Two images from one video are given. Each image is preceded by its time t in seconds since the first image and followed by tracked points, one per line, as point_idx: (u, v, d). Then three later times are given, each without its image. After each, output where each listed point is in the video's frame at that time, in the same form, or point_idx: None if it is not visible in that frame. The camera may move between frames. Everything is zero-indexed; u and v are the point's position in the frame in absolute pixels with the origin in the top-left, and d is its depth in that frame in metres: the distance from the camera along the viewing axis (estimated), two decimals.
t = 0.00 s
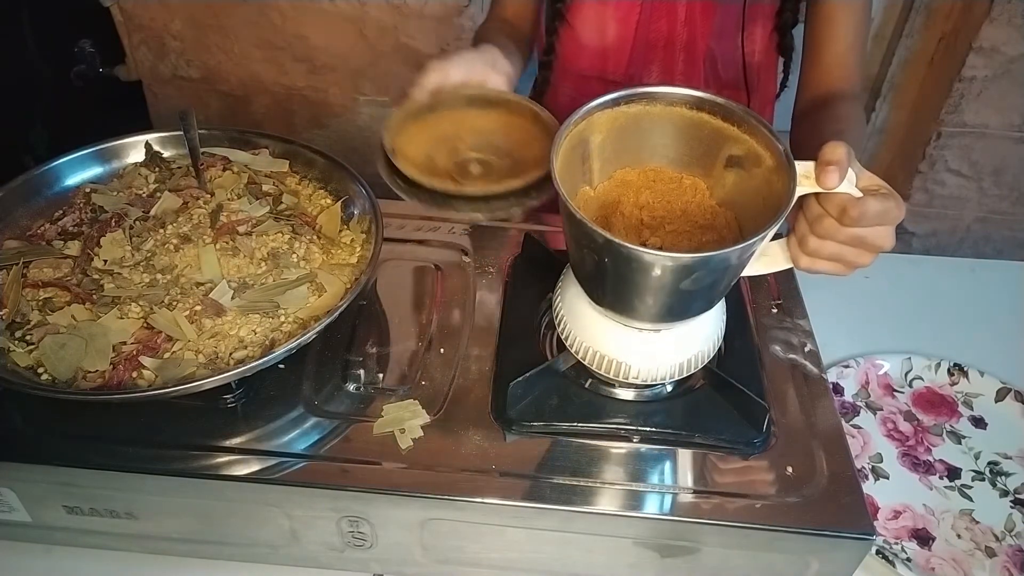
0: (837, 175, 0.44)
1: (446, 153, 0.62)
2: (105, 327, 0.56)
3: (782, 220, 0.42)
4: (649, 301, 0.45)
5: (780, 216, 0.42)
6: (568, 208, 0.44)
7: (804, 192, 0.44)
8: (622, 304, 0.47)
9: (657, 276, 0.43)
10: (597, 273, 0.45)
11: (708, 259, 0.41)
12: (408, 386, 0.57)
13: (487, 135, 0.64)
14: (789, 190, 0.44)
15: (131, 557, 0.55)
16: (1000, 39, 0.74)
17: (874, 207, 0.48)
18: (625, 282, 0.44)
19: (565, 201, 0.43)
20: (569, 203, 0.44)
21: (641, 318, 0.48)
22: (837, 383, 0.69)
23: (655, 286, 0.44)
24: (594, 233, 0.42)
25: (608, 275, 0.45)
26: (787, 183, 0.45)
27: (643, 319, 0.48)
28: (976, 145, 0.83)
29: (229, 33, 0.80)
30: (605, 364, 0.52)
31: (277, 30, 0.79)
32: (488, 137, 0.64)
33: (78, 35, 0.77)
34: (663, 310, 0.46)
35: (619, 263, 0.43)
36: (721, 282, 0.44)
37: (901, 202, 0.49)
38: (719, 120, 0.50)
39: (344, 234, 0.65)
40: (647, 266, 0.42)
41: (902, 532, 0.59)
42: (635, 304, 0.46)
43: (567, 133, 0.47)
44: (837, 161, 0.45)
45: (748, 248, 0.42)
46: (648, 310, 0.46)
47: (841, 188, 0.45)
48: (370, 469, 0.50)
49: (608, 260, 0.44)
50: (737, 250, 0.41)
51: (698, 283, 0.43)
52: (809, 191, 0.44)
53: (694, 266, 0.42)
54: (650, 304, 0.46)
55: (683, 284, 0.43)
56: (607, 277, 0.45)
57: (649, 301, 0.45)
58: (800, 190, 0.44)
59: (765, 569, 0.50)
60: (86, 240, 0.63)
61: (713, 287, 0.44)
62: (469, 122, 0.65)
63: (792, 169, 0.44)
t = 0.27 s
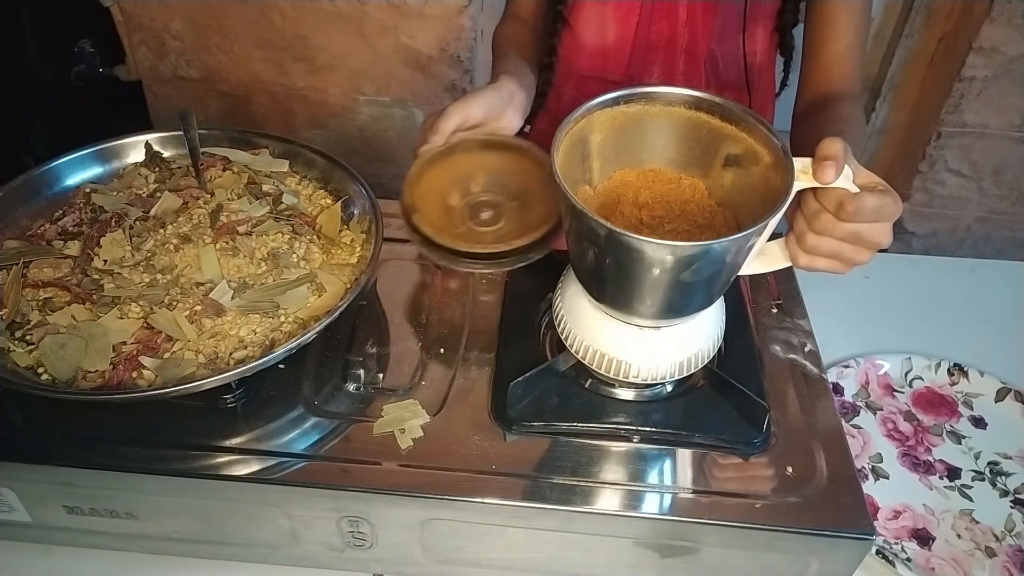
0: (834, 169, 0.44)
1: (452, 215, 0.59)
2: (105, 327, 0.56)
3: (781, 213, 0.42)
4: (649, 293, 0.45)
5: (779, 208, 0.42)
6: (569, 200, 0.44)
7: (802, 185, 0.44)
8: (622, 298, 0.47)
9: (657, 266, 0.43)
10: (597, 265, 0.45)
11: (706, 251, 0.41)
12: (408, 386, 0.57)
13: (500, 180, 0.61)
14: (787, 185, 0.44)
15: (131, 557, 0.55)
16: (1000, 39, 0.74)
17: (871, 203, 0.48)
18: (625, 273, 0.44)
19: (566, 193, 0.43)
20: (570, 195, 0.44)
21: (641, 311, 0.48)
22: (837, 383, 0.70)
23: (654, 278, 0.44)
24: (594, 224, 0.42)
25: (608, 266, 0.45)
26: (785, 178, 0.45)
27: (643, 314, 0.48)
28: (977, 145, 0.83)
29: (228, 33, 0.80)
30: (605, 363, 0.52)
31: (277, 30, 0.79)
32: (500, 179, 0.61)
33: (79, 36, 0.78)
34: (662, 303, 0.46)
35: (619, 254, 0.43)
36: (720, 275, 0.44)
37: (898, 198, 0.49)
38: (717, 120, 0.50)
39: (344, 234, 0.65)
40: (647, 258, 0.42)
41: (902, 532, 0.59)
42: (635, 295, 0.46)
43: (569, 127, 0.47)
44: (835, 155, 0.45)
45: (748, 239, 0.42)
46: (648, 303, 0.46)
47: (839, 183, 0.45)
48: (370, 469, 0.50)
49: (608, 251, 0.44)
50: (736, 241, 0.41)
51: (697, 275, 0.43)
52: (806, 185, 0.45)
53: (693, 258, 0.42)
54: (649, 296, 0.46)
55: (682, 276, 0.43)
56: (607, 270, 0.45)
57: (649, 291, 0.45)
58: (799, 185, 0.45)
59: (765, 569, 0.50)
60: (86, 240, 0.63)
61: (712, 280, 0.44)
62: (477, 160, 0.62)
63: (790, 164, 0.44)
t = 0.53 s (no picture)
0: (832, 167, 0.44)
1: (415, 241, 0.65)
2: (105, 327, 0.56)
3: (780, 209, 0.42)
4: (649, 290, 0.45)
5: (778, 205, 0.43)
6: (569, 198, 0.44)
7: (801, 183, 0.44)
8: (622, 295, 0.47)
9: (656, 263, 0.43)
10: (597, 262, 0.45)
11: (705, 247, 0.41)
12: (408, 386, 0.57)
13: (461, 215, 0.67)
14: (786, 181, 0.44)
15: (131, 557, 0.55)
16: (1000, 39, 0.74)
17: (869, 201, 0.48)
18: (625, 270, 0.44)
19: (566, 190, 0.43)
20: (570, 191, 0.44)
21: (642, 309, 0.48)
22: (837, 383, 0.70)
23: (654, 274, 0.44)
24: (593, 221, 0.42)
25: (608, 263, 0.45)
26: (784, 175, 0.45)
27: (643, 312, 0.48)
28: (977, 145, 0.82)
29: (228, 33, 0.80)
30: (605, 363, 0.52)
31: (277, 31, 0.79)
32: (465, 215, 0.67)
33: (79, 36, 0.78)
34: (663, 300, 0.46)
35: (619, 251, 0.43)
36: (720, 271, 0.44)
37: (896, 197, 0.49)
38: (715, 119, 0.50)
39: (344, 234, 0.65)
40: (646, 254, 0.42)
41: (902, 532, 0.59)
42: (635, 293, 0.46)
43: (569, 125, 0.47)
44: (832, 154, 0.45)
45: (747, 236, 0.42)
46: (649, 300, 0.46)
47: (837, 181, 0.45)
48: (370, 469, 0.50)
49: (608, 248, 0.44)
50: (735, 237, 0.41)
51: (697, 272, 0.43)
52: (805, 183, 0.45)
53: (692, 254, 0.42)
54: (649, 293, 0.46)
55: (682, 273, 0.43)
56: (607, 268, 0.45)
57: (649, 289, 0.45)
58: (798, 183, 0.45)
59: (765, 569, 0.50)
60: (86, 240, 0.63)
61: (712, 277, 0.44)
62: (448, 194, 0.67)
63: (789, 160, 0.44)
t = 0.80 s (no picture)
0: (831, 166, 0.44)
1: (415, 251, 0.65)
2: (105, 327, 0.56)
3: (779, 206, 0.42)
4: (649, 288, 0.45)
5: (778, 203, 0.43)
6: (569, 195, 0.44)
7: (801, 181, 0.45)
8: (622, 294, 0.47)
9: (655, 260, 0.43)
10: (597, 261, 0.46)
11: (705, 245, 0.41)
12: (408, 386, 0.57)
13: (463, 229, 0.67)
14: (786, 178, 0.44)
15: (131, 557, 0.55)
16: (1000, 39, 0.74)
17: (868, 200, 0.48)
18: (626, 268, 0.44)
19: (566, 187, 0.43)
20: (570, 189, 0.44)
21: (642, 308, 0.48)
22: (837, 383, 0.70)
23: (653, 272, 0.44)
24: (593, 219, 0.42)
25: (608, 261, 0.45)
26: (784, 173, 0.45)
27: (643, 310, 0.48)
28: (977, 145, 0.83)
29: (228, 33, 0.80)
30: (604, 362, 0.53)
31: (277, 31, 0.79)
32: (467, 229, 0.67)
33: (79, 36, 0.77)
34: (663, 299, 0.46)
35: (619, 249, 0.43)
36: (720, 269, 0.44)
37: (894, 195, 0.49)
38: (714, 119, 0.50)
39: (344, 234, 0.65)
40: (645, 252, 0.42)
41: (902, 532, 0.59)
42: (635, 291, 0.46)
43: (569, 124, 0.47)
44: (831, 154, 0.45)
45: (747, 233, 0.42)
46: (648, 298, 0.46)
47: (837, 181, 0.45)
48: (370, 469, 0.50)
49: (608, 246, 0.44)
50: (735, 234, 0.41)
51: (697, 270, 0.43)
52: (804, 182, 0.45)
53: (692, 252, 0.42)
54: (649, 291, 0.46)
55: (682, 270, 0.43)
56: (607, 266, 0.45)
57: (649, 286, 0.45)
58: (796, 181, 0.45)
59: (765, 569, 0.50)
60: (86, 240, 0.63)
61: (712, 275, 0.44)
62: (453, 208, 0.68)
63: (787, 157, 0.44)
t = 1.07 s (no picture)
0: (831, 165, 0.44)
1: (414, 258, 0.66)
2: (105, 327, 0.56)
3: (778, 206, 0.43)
4: (649, 288, 0.45)
5: (778, 203, 0.43)
6: (569, 195, 0.44)
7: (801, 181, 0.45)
8: (622, 293, 0.47)
9: (655, 260, 0.43)
10: (598, 260, 0.46)
11: (705, 245, 0.41)
12: (408, 386, 0.57)
13: (463, 237, 0.67)
14: (785, 179, 0.44)
15: (131, 557, 0.55)
16: (1000, 39, 0.74)
17: (868, 199, 0.48)
18: (626, 268, 0.44)
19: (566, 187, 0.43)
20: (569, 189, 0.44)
21: (642, 307, 0.48)
22: (837, 383, 0.69)
23: (653, 272, 0.44)
24: (593, 220, 0.43)
25: (608, 261, 0.45)
26: (783, 173, 0.45)
27: (643, 310, 0.48)
28: (977, 145, 0.83)
29: (228, 33, 0.80)
30: (605, 363, 0.52)
31: (277, 31, 0.79)
32: (467, 238, 0.67)
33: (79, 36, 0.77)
34: (663, 298, 0.46)
35: (619, 249, 0.43)
36: (720, 269, 0.44)
37: (894, 195, 0.49)
38: (715, 119, 0.50)
39: (344, 234, 0.65)
40: (646, 251, 0.42)
41: (902, 532, 0.59)
42: (635, 291, 0.46)
43: (569, 123, 0.47)
44: (831, 153, 0.45)
45: (747, 233, 0.42)
46: (649, 297, 0.46)
47: (837, 180, 0.45)
48: (370, 469, 0.50)
49: (608, 246, 0.44)
50: (735, 234, 0.41)
51: (698, 269, 0.43)
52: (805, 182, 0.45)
53: (692, 252, 0.42)
54: (649, 291, 0.46)
55: (682, 270, 0.43)
56: (607, 266, 0.45)
57: (649, 286, 0.45)
58: (796, 181, 0.45)
59: (765, 569, 0.50)
60: (86, 240, 0.63)
61: (712, 275, 0.44)
62: (454, 219, 0.69)
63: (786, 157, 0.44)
